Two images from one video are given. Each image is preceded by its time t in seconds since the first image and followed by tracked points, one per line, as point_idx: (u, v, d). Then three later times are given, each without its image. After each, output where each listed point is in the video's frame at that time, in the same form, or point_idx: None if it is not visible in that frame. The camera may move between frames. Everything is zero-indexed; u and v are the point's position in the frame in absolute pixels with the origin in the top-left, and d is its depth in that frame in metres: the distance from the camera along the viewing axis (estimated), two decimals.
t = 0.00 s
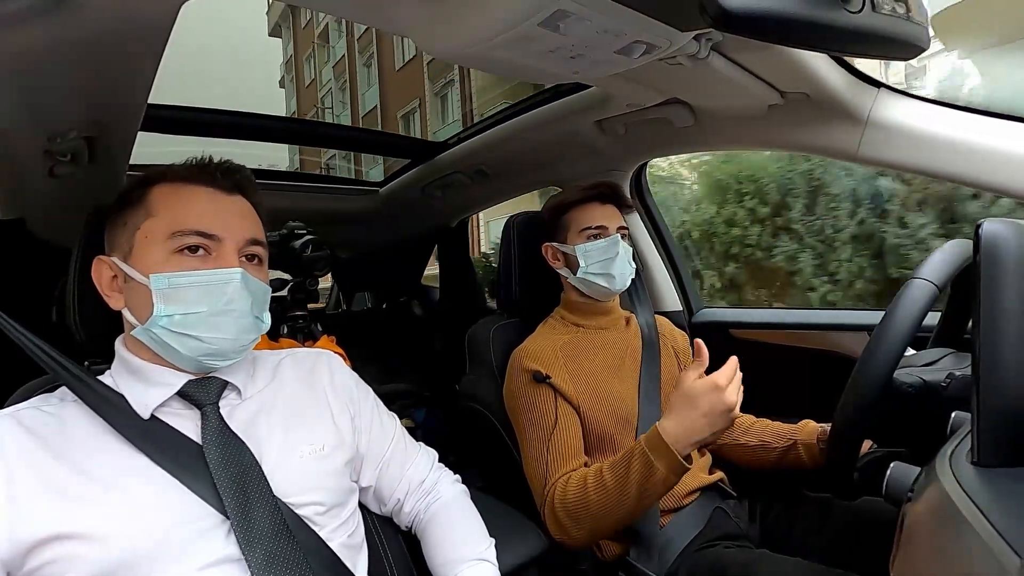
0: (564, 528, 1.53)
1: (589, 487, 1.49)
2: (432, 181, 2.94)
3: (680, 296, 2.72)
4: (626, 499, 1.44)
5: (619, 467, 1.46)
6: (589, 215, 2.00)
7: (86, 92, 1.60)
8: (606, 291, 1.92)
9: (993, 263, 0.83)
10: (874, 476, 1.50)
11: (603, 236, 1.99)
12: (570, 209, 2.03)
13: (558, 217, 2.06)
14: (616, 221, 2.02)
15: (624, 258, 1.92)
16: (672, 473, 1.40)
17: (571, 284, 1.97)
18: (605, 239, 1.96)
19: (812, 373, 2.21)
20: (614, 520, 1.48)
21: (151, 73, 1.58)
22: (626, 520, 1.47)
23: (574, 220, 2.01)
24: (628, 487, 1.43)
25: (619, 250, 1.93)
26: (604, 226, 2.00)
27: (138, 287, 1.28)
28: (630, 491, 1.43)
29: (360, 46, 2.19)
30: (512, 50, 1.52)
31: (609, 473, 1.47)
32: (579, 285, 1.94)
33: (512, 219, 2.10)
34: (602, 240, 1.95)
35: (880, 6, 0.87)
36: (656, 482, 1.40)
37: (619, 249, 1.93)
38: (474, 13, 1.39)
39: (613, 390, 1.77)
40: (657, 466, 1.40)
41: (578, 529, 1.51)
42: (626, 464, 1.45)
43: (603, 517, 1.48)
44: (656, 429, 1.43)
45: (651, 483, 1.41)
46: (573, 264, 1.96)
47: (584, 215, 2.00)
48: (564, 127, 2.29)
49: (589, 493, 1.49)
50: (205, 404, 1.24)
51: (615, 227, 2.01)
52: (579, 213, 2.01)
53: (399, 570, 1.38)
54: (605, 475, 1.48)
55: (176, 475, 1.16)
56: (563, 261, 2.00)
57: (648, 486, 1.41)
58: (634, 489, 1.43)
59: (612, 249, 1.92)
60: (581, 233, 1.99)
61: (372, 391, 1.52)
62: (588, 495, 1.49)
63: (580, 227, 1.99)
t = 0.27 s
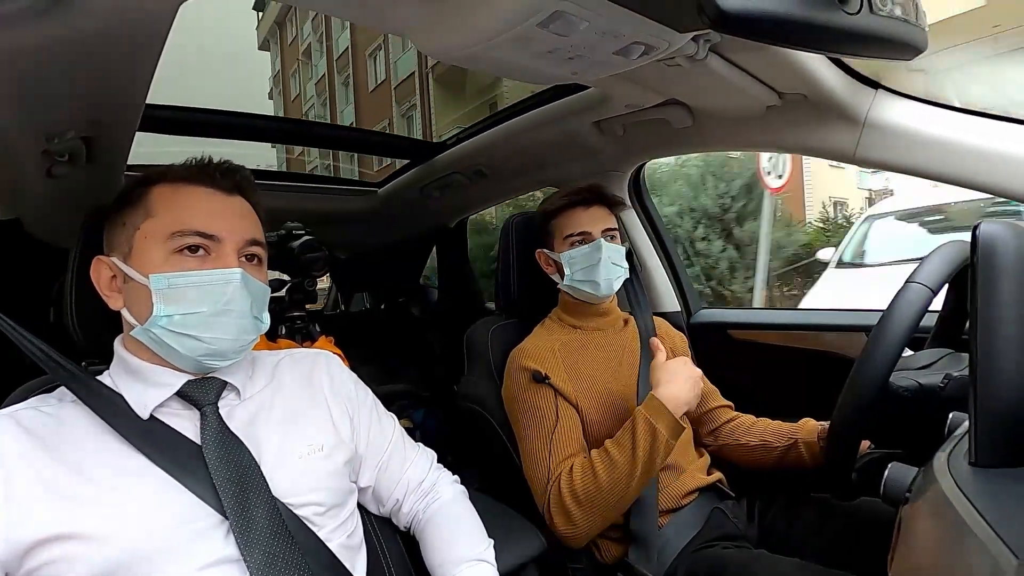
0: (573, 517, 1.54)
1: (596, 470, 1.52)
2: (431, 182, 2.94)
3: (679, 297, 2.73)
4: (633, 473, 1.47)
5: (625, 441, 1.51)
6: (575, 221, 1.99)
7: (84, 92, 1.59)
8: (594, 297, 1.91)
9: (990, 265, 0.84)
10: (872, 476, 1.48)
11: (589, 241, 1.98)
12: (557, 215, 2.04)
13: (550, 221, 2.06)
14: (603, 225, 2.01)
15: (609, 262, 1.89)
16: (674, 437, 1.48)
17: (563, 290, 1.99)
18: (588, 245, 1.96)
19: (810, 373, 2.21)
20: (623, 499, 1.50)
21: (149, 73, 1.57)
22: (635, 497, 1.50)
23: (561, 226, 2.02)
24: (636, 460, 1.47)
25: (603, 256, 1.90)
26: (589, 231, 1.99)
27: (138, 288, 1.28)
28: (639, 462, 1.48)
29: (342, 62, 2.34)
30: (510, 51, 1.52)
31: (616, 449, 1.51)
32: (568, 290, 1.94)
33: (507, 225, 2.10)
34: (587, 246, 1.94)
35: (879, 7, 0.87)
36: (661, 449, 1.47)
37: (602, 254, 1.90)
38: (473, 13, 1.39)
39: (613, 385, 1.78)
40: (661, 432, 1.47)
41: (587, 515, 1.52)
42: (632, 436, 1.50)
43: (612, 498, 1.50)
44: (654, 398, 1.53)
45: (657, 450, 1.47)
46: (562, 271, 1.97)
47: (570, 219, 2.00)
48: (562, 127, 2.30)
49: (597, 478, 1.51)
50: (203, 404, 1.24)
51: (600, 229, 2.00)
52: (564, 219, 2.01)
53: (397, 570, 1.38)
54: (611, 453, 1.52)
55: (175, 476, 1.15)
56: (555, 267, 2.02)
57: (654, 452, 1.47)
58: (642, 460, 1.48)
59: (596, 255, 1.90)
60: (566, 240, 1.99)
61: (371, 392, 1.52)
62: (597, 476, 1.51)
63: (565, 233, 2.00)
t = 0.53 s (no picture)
0: (583, 514, 1.53)
1: (603, 463, 1.54)
2: (431, 181, 2.94)
3: (678, 296, 2.73)
4: (642, 460, 1.51)
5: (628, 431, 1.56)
6: (572, 219, 2.00)
7: (83, 90, 1.59)
8: (594, 294, 1.90)
9: (987, 266, 0.84)
10: (872, 476, 1.47)
11: (586, 238, 2.00)
12: (553, 214, 2.04)
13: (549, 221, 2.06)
14: (600, 222, 2.02)
15: (608, 259, 1.90)
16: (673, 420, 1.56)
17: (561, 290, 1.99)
18: (586, 241, 1.96)
19: (809, 374, 2.21)
20: (632, 490, 1.52)
21: (149, 71, 1.57)
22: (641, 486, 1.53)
23: (557, 225, 2.03)
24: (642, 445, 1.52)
25: (601, 252, 1.90)
26: (585, 229, 2.00)
27: (137, 286, 1.28)
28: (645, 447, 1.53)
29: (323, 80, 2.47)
30: (510, 50, 1.52)
31: (620, 439, 1.56)
32: (568, 289, 1.94)
33: (506, 225, 2.09)
34: (584, 243, 1.94)
35: (878, 7, 0.87)
36: (663, 431, 1.54)
37: (600, 251, 1.91)
38: (472, 13, 1.39)
39: (613, 384, 1.79)
40: (661, 417, 1.55)
41: (598, 510, 1.52)
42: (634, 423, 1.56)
43: (621, 488, 1.51)
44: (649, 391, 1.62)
45: (659, 433, 1.54)
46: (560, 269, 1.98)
47: (566, 219, 2.01)
48: (562, 127, 2.30)
49: (606, 471, 1.52)
50: (203, 403, 1.24)
51: (597, 227, 2.01)
52: (561, 218, 2.02)
53: (396, 569, 1.38)
54: (617, 445, 1.55)
55: (173, 475, 1.15)
56: (554, 267, 2.03)
57: (657, 436, 1.53)
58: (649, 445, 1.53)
59: (594, 252, 1.91)
60: (563, 237, 2.01)
61: (370, 391, 1.52)
62: (604, 468, 1.53)
63: (562, 231, 2.01)
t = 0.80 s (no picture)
0: (582, 514, 1.53)
1: (602, 465, 1.53)
2: (432, 182, 2.95)
3: (678, 296, 2.73)
4: (640, 461, 1.50)
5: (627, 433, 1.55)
6: (571, 219, 2.01)
7: (84, 90, 1.59)
8: (595, 293, 1.90)
9: (988, 267, 0.84)
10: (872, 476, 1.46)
11: (587, 238, 1.99)
12: (553, 215, 2.05)
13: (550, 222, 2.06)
14: (601, 222, 2.02)
15: (608, 258, 1.90)
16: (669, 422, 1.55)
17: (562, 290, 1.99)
18: (587, 241, 1.96)
19: (810, 374, 2.21)
20: (631, 491, 1.51)
21: (149, 72, 1.57)
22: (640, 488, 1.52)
23: (558, 225, 2.03)
24: (641, 448, 1.51)
25: (601, 251, 1.90)
26: (586, 228, 2.00)
27: (139, 288, 1.28)
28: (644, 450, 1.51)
29: (306, 97, 2.58)
30: (511, 50, 1.52)
31: (619, 441, 1.55)
32: (569, 289, 1.94)
33: (506, 226, 2.09)
34: (584, 243, 1.94)
35: (879, 8, 0.87)
36: (661, 433, 1.53)
37: (600, 250, 1.91)
38: (472, 13, 1.39)
39: (614, 385, 1.79)
40: (658, 418, 1.54)
41: (597, 511, 1.52)
42: (633, 425, 1.55)
43: (620, 492, 1.51)
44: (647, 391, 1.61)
45: (657, 435, 1.53)
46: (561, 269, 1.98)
47: (565, 220, 2.02)
48: (562, 127, 2.30)
49: (604, 472, 1.52)
50: (205, 404, 1.24)
51: (598, 227, 2.01)
52: (560, 219, 2.03)
53: (396, 570, 1.38)
54: (615, 447, 1.54)
55: (174, 476, 1.15)
56: (555, 267, 2.02)
57: (655, 438, 1.52)
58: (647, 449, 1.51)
59: (594, 251, 1.91)
60: (564, 237, 2.01)
61: (371, 392, 1.52)
62: (603, 470, 1.53)
63: (562, 231, 2.01)
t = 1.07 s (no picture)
0: (570, 526, 1.52)
1: (594, 490, 1.48)
2: (432, 181, 2.95)
3: (678, 296, 2.73)
4: (634, 495, 1.42)
5: (627, 467, 1.45)
6: (579, 221, 1.99)
7: (84, 90, 1.59)
8: (603, 296, 1.90)
9: (986, 265, 0.84)
10: (872, 476, 1.45)
11: (596, 241, 1.98)
12: (563, 214, 2.02)
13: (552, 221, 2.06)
14: (610, 224, 2.00)
15: (618, 262, 1.90)
16: (678, 473, 1.37)
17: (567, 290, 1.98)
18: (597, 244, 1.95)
19: (810, 373, 2.21)
20: (621, 517, 1.46)
21: (149, 71, 1.57)
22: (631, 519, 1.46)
23: (566, 226, 2.01)
24: (636, 488, 1.41)
25: (612, 256, 1.90)
26: (596, 231, 1.98)
27: (139, 286, 1.28)
28: (639, 489, 1.42)
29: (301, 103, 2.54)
30: (511, 50, 1.52)
31: (615, 474, 1.46)
32: (576, 290, 1.93)
33: (506, 225, 2.10)
34: (594, 246, 1.93)
35: (879, 7, 0.87)
36: (664, 483, 1.38)
37: (611, 254, 1.90)
38: (472, 13, 1.40)
39: (613, 386, 1.79)
40: (664, 469, 1.37)
41: (584, 526, 1.50)
42: (634, 466, 1.42)
43: (610, 518, 1.47)
44: (657, 431, 1.40)
45: (659, 482, 1.39)
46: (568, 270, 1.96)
47: (575, 221, 1.99)
48: (562, 127, 2.30)
49: (594, 495, 1.47)
50: (205, 402, 1.23)
51: (607, 230, 2.00)
52: (568, 220, 2.01)
53: (397, 569, 1.38)
54: (611, 476, 1.47)
55: (174, 474, 1.15)
56: (559, 266, 2.01)
57: (656, 484, 1.39)
58: (642, 489, 1.41)
59: (605, 255, 1.90)
60: (572, 239, 1.99)
61: (371, 391, 1.52)
62: (592, 496, 1.48)
63: (571, 233, 1.99)
